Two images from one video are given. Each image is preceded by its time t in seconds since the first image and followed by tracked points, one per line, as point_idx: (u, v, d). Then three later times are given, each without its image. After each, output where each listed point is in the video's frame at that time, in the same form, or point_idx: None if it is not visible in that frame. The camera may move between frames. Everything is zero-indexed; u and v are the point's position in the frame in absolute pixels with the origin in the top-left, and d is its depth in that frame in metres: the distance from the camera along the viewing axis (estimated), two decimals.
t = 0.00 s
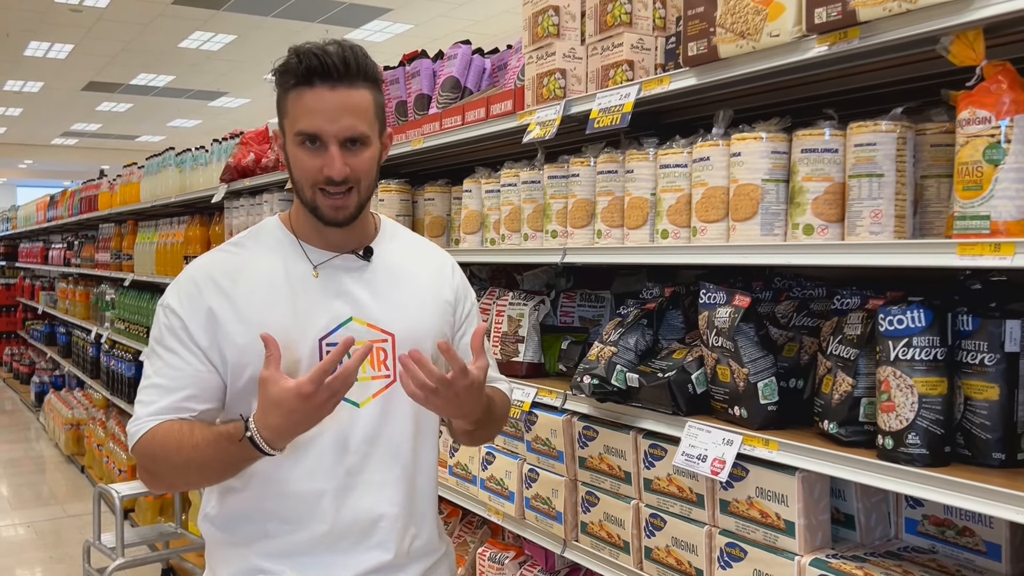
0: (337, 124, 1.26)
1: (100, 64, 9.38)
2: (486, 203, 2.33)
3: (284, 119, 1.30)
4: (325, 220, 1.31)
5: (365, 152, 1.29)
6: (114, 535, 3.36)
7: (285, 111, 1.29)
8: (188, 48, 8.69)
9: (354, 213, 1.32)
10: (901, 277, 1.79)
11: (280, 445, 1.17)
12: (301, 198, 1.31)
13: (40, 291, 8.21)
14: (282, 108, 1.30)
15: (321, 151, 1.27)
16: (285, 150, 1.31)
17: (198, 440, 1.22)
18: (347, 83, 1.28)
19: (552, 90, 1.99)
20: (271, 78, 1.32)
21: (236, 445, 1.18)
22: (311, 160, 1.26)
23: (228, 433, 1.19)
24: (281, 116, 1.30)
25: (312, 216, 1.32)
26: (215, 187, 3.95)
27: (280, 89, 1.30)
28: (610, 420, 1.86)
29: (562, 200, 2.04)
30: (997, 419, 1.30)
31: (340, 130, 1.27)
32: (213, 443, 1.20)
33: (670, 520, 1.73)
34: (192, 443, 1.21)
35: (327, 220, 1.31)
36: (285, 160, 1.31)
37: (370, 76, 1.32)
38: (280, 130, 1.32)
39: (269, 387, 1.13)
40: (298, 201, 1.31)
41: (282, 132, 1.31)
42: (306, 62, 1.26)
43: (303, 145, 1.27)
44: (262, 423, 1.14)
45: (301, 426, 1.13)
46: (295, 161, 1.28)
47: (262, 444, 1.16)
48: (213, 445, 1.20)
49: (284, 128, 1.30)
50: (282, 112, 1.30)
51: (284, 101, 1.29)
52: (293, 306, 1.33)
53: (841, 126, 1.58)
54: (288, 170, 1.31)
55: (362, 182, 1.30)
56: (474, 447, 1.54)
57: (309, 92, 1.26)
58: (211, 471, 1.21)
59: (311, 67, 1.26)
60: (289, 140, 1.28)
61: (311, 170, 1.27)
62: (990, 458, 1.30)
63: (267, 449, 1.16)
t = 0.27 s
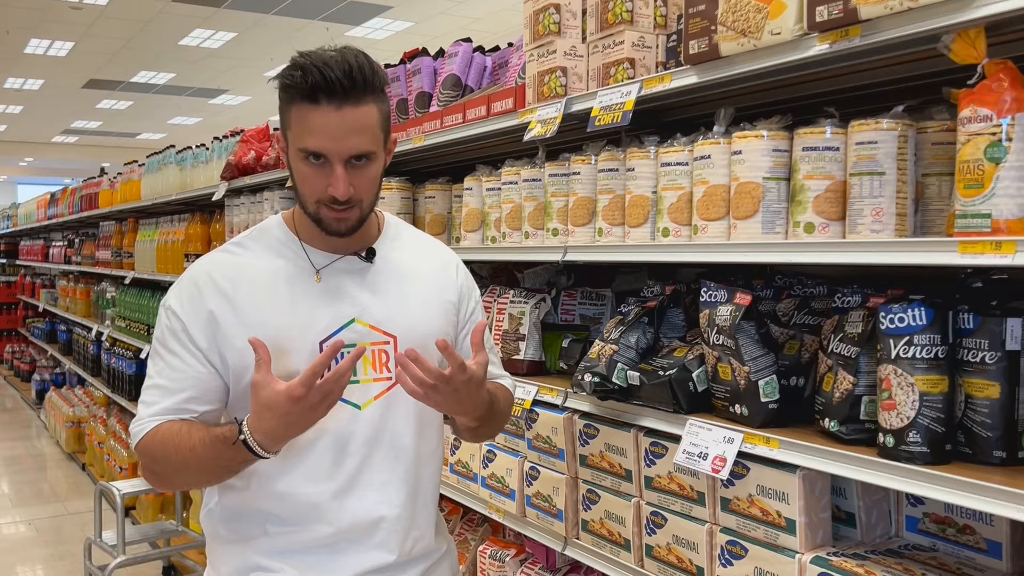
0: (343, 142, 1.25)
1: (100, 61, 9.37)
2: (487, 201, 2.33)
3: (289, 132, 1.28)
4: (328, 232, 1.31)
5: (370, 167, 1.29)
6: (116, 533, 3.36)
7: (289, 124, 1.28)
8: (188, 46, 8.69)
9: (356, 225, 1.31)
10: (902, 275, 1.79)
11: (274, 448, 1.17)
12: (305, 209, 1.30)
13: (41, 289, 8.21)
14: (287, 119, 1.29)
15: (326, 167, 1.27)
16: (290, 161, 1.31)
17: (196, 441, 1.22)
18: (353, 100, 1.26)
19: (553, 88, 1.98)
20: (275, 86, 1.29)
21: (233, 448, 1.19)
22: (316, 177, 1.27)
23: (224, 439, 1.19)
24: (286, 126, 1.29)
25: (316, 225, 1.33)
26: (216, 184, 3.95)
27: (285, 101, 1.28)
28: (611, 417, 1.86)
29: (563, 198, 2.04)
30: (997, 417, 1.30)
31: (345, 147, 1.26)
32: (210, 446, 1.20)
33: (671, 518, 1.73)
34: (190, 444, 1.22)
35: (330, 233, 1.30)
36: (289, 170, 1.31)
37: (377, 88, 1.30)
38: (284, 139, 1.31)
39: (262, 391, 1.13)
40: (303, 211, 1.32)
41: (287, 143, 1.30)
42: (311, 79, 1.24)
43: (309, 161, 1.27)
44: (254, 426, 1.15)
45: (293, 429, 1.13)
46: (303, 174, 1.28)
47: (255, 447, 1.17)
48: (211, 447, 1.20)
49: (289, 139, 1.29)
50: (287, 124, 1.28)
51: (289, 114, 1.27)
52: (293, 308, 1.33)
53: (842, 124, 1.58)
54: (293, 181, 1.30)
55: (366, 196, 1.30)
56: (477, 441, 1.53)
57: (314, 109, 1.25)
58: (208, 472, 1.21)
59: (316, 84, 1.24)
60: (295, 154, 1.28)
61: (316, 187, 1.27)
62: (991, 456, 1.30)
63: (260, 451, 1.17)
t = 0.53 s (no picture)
0: (348, 137, 1.25)
1: (100, 59, 9.37)
2: (487, 199, 2.33)
3: (290, 126, 1.28)
4: (327, 228, 1.31)
5: (372, 164, 1.29)
6: (117, 531, 3.36)
7: (291, 118, 1.27)
8: (188, 43, 8.68)
9: (355, 222, 1.32)
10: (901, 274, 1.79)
11: (272, 453, 1.17)
12: (306, 205, 1.30)
13: (41, 287, 8.22)
14: (288, 113, 1.28)
15: (329, 162, 1.26)
16: (288, 155, 1.30)
17: (193, 445, 1.22)
18: (357, 94, 1.26)
19: (553, 86, 1.98)
20: (277, 81, 1.29)
21: (231, 450, 1.19)
22: (319, 172, 1.27)
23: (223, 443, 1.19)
24: (287, 121, 1.29)
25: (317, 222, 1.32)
26: (216, 182, 3.95)
27: (286, 95, 1.27)
28: (612, 416, 1.86)
29: (563, 196, 2.03)
30: (997, 416, 1.30)
31: (349, 143, 1.26)
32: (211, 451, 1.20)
33: (671, 516, 1.73)
34: (187, 449, 1.22)
35: (331, 228, 1.30)
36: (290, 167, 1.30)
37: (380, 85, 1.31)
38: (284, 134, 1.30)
39: (262, 395, 1.13)
40: (303, 208, 1.31)
41: (287, 138, 1.29)
42: (317, 73, 1.24)
43: (310, 156, 1.26)
44: (254, 431, 1.14)
45: (293, 433, 1.13)
46: (305, 169, 1.27)
47: (255, 452, 1.17)
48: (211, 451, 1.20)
49: (289, 135, 1.29)
50: (289, 118, 1.28)
51: (291, 107, 1.27)
52: (289, 307, 1.33)
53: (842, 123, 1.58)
54: (294, 176, 1.30)
55: (368, 192, 1.31)
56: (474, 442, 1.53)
57: (318, 103, 1.25)
58: (207, 475, 1.21)
59: (322, 78, 1.24)
60: (296, 148, 1.28)
61: (318, 182, 1.27)
62: (991, 454, 1.30)
63: (260, 456, 1.17)
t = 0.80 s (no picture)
0: (397, 126, 1.30)
1: (100, 57, 9.36)
2: (487, 197, 2.32)
3: (332, 116, 1.29)
4: (360, 219, 1.32)
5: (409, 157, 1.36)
6: (117, 528, 3.36)
7: (335, 108, 1.29)
8: (188, 41, 8.68)
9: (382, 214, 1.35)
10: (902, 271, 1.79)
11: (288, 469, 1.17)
12: (341, 196, 1.30)
13: (41, 285, 8.22)
14: (331, 103, 1.29)
15: (377, 151, 1.30)
16: (325, 146, 1.30)
17: (201, 460, 1.21)
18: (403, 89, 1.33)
19: (553, 84, 1.98)
20: (313, 71, 1.31)
21: (244, 466, 1.18)
22: (366, 161, 1.29)
23: (235, 458, 1.19)
24: (326, 111, 1.30)
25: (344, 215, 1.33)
26: (216, 180, 3.95)
27: (330, 85, 1.29)
28: (613, 414, 1.86)
29: (564, 194, 2.03)
30: (999, 413, 1.30)
31: (397, 133, 1.31)
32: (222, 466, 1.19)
33: (672, 514, 1.73)
34: (195, 464, 1.20)
35: (364, 220, 1.32)
36: (323, 157, 1.30)
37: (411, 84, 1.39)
38: (318, 125, 1.31)
39: (283, 410, 1.13)
40: (335, 199, 1.31)
41: (324, 128, 1.30)
42: (373, 64, 1.29)
43: (358, 145, 1.29)
44: (273, 446, 1.14)
45: (312, 449, 1.14)
46: (348, 158, 1.29)
47: (272, 469, 1.16)
48: (221, 466, 1.19)
49: (328, 124, 1.29)
50: (332, 107, 1.29)
51: (336, 97, 1.29)
52: (290, 306, 1.32)
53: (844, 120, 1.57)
54: (330, 167, 1.30)
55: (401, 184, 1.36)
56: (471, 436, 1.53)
57: (372, 92, 1.29)
58: (216, 490, 1.20)
59: (380, 70, 1.29)
60: (339, 138, 1.29)
61: (362, 172, 1.29)
62: (993, 452, 1.30)
63: (275, 473, 1.16)
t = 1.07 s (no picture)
0: (392, 116, 1.31)
1: (99, 56, 9.36)
2: (486, 196, 2.32)
3: (326, 109, 1.29)
4: (360, 212, 1.32)
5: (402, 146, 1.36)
6: (116, 527, 3.36)
7: (328, 101, 1.29)
8: (187, 40, 8.67)
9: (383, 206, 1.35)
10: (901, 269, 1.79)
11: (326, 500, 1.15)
12: (341, 190, 1.30)
13: (40, 284, 8.22)
14: (324, 96, 1.30)
15: (372, 142, 1.30)
16: (321, 139, 1.30)
17: (233, 476, 1.16)
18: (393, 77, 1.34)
19: (552, 82, 1.98)
20: (304, 67, 1.31)
21: (283, 490, 1.15)
22: (362, 152, 1.29)
23: (273, 481, 1.15)
24: (319, 105, 1.30)
25: (343, 209, 1.33)
26: (215, 179, 3.95)
27: (322, 78, 1.30)
28: (611, 412, 1.87)
29: (563, 192, 2.03)
30: (997, 412, 1.30)
31: (391, 123, 1.32)
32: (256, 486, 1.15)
33: (671, 512, 1.73)
34: (226, 480, 1.16)
35: (364, 212, 1.32)
36: (320, 151, 1.31)
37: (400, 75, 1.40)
38: (312, 120, 1.31)
39: (333, 445, 1.10)
40: (334, 193, 1.31)
41: (319, 123, 1.30)
42: (364, 54, 1.31)
43: (353, 137, 1.29)
44: (316, 476, 1.11)
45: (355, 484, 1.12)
46: (344, 150, 1.29)
47: (311, 499, 1.13)
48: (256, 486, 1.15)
49: (323, 118, 1.30)
50: (326, 101, 1.29)
51: (329, 90, 1.29)
52: (297, 303, 1.33)
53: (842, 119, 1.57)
54: (327, 160, 1.30)
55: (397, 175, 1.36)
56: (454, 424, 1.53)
57: (364, 82, 1.29)
58: (243, 510, 1.16)
59: (370, 59, 1.30)
60: (334, 130, 1.29)
61: (360, 164, 1.29)
62: (991, 450, 1.30)
63: (314, 503, 1.14)
